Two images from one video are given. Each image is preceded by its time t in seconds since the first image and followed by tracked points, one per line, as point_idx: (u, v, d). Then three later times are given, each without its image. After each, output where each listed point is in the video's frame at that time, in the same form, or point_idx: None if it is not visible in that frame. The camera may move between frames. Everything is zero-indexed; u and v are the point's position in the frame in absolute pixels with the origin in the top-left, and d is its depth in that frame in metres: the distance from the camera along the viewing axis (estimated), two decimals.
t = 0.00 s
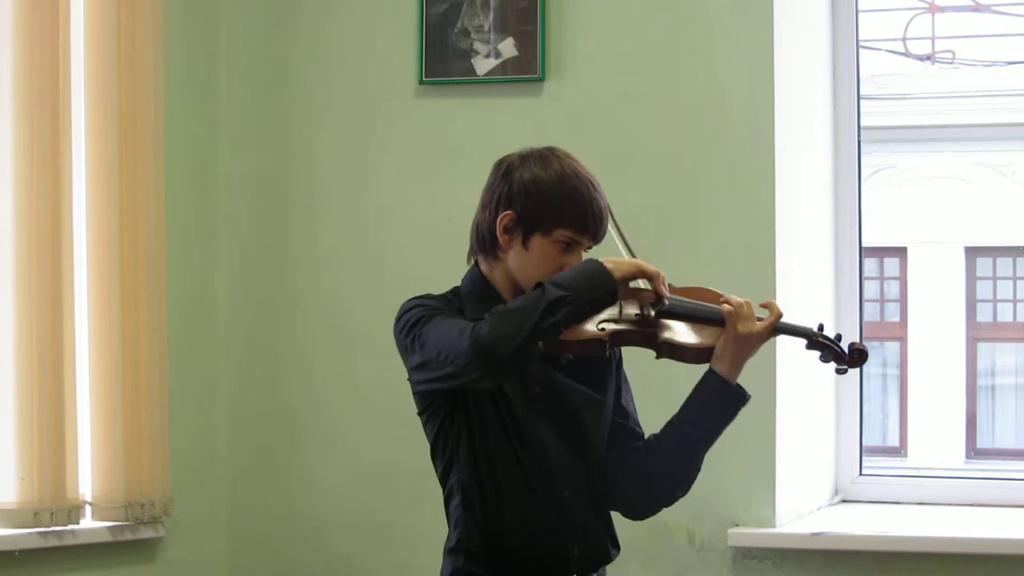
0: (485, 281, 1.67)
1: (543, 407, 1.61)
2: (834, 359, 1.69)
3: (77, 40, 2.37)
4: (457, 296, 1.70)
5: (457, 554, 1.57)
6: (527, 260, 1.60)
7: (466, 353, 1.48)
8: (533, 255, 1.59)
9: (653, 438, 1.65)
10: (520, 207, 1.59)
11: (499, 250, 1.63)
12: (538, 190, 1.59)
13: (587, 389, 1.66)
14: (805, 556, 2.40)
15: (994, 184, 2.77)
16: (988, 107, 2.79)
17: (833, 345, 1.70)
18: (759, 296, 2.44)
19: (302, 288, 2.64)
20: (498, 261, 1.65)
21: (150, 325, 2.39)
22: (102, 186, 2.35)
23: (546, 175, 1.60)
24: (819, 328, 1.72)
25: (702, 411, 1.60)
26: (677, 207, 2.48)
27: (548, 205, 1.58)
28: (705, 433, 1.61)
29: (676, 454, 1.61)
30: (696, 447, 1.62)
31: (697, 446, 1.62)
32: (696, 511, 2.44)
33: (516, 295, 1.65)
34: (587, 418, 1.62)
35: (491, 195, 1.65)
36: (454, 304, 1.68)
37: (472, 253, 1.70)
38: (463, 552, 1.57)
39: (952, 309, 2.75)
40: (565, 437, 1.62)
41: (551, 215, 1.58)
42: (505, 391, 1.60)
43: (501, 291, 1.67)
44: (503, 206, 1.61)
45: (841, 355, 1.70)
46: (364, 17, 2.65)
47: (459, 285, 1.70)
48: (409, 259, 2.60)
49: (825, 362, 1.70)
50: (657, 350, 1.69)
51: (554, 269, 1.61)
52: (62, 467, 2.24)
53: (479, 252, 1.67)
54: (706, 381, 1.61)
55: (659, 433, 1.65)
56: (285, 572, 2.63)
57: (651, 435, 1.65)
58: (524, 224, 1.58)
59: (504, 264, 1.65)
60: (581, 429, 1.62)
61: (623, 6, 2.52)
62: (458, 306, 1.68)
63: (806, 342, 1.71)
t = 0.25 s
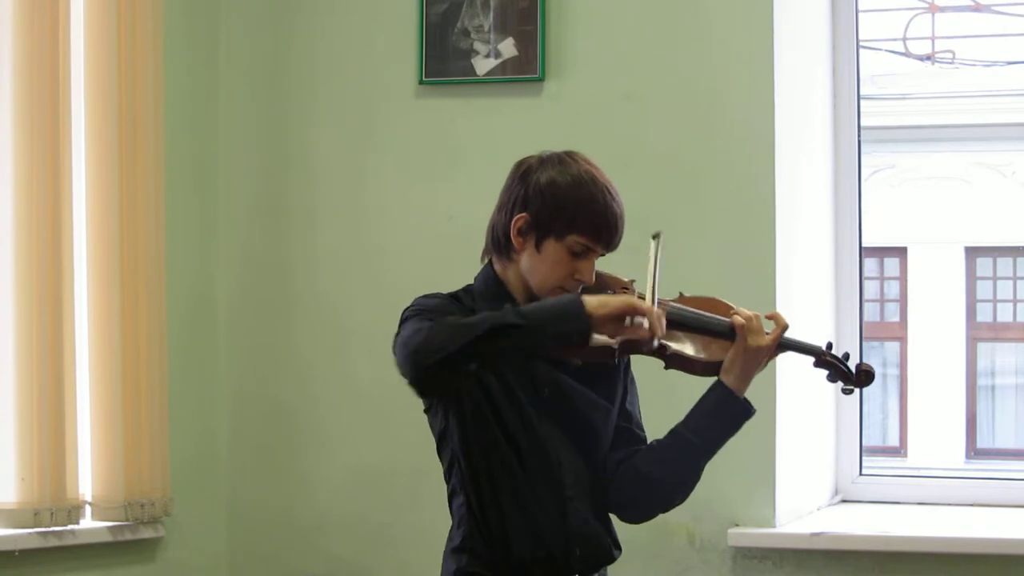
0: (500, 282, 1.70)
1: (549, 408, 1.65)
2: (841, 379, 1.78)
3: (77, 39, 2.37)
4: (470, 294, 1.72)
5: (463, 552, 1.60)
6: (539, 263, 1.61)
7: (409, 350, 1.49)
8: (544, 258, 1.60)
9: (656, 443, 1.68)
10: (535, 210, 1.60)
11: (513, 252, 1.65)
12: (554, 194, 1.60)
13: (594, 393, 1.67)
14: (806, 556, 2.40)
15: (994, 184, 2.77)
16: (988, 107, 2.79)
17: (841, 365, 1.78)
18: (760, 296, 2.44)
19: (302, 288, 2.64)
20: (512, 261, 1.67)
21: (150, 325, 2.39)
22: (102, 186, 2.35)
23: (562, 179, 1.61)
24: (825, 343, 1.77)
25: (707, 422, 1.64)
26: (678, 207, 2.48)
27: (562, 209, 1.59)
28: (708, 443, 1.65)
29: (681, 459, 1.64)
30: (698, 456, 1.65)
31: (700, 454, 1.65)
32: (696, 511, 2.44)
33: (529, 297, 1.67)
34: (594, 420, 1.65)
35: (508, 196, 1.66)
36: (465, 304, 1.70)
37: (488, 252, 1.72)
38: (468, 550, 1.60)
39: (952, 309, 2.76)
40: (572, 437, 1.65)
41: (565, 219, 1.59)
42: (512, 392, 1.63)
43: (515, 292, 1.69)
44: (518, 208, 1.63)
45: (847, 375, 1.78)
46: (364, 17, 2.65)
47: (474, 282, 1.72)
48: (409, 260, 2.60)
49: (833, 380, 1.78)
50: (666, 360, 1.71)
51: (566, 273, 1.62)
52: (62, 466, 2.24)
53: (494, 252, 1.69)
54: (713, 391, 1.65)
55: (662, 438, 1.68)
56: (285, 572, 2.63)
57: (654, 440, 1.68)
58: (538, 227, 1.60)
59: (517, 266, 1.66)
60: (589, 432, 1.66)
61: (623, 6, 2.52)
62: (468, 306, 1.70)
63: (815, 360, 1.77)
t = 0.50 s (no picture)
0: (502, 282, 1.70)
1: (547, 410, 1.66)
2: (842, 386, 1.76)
3: (77, 37, 2.37)
4: (472, 292, 1.74)
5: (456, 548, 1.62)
6: (538, 264, 1.61)
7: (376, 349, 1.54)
8: (543, 259, 1.60)
9: (654, 446, 1.68)
10: (536, 211, 1.61)
11: (515, 252, 1.65)
12: (556, 195, 1.61)
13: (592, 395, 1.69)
14: (806, 556, 2.40)
15: (994, 184, 2.77)
16: (988, 107, 2.79)
17: (841, 372, 1.76)
18: (760, 296, 2.44)
19: (302, 288, 2.64)
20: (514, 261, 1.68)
21: (150, 325, 2.39)
22: (102, 186, 2.35)
23: (565, 180, 1.62)
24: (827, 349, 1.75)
25: (706, 427, 1.65)
26: (677, 207, 2.48)
27: (563, 211, 1.59)
28: (706, 448, 1.65)
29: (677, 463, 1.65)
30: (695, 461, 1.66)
31: (698, 459, 1.66)
32: (696, 511, 2.44)
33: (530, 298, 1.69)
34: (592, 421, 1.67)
35: (512, 196, 1.67)
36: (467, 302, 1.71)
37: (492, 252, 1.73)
38: (459, 549, 1.61)
39: (952, 309, 2.75)
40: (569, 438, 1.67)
41: (566, 220, 1.59)
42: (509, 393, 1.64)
43: (516, 292, 1.70)
44: (520, 208, 1.63)
45: (848, 382, 1.76)
46: (364, 17, 2.65)
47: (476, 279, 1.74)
48: (409, 260, 2.60)
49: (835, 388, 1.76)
50: (664, 363, 1.71)
51: (564, 275, 1.60)
52: (62, 466, 2.24)
53: (496, 251, 1.70)
54: (713, 396, 1.66)
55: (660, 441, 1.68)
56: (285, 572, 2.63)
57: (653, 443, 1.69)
58: (539, 227, 1.60)
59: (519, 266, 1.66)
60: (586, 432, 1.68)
61: (623, 6, 2.52)
62: (467, 305, 1.71)
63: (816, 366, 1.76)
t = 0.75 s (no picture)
0: (484, 281, 1.68)
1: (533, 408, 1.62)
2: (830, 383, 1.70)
3: (77, 36, 2.37)
4: (457, 293, 1.71)
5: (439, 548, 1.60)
6: (521, 264, 1.61)
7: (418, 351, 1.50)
8: (526, 259, 1.61)
9: (639, 442, 1.65)
10: (518, 211, 1.61)
11: (497, 252, 1.65)
12: (538, 195, 1.60)
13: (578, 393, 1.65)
14: (805, 556, 2.40)
15: (994, 184, 2.77)
16: (988, 107, 2.79)
17: (830, 368, 1.71)
18: (760, 296, 2.44)
19: (302, 288, 2.64)
20: (498, 261, 1.66)
21: (150, 325, 2.39)
22: (102, 187, 2.35)
23: (548, 180, 1.61)
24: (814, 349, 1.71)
25: (689, 423, 1.61)
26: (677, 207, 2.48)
27: (545, 211, 1.59)
28: (690, 444, 1.62)
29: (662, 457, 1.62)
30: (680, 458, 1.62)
31: (682, 456, 1.62)
32: (696, 511, 2.44)
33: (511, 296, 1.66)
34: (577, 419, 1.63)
35: (495, 195, 1.66)
36: (450, 302, 1.69)
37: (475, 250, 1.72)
38: (443, 547, 1.59)
39: (952, 309, 2.76)
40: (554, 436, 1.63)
41: (548, 221, 1.59)
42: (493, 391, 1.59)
43: (501, 292, 1.67)
44: (503, 208, 1.63)
45: (837, 378, 1.71)
46: (364, 17, 2.65)
47: (460, 280, 1.71)
48: (409, 260, 2.60)
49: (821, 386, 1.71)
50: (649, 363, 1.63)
51: (547, 275, 1.62)
52: (62, 466, 2.24)
53: (481, 251, 1.69)
54: (697, 390, 1.62)
55: (646, 438, 1.65)
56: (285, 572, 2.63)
57: (638, 439, 1.66)
58: (521, 228, 1.60)
59: (501, 265, 1.66)
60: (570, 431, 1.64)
61: (623, 6, 2.52)
62: (453, 305, 1.68)
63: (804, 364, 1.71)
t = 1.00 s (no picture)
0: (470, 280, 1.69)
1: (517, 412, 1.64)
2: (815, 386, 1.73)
3: (77, 36, 2.37)
4: (442, 290, 1.71)
5: (422, 550, 1.60)
6: (505, 264, 1.61)
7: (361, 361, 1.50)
8: (510, 259, 1.60)
9: (623, 443, 1.68)
10: (502, 211, 1.61)
11: (482, 251, 1.66)
12: (523, 194, 1.60)
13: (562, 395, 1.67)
14: (805, 556, 2.40)
15: (994, 184, 2.77)
16: (988, 106, 2.79)
17: (816, 373, 1.74)
18: (760, 296, 2.44)
19: (302, 288, 2.64)
20: (483, 260, 1.66)
21: (150, 325, 2.39)
22: (102, 187, 2.35)
23: (532, 179, 1.61)
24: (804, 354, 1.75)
25: (674, 427, 1.65)
26: (677, 207, 2.48)
27: (529, 210, 1.59)
28: (673, 446, 1.66)
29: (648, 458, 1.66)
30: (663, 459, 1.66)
31: (665, 458, 1.66)
32: (696, 510, 2.44)
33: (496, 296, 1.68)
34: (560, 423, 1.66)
35: (481, 194, 1.67)
36: (436, 300, 1.69)
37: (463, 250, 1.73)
38: (427, 547, 1.60)
39: (952, 309, 2.75)
40: (539, 439, 1.65)
41: (532, 220, 1.59)
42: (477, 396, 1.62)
43: (485, 291, 1.69)
44: (488, 207, 1.64)
45: (822, 382, 1.73)
46: (364, 17, 2.65)
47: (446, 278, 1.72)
48: (409, 260, 2.60)
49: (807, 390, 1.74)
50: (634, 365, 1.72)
51: (531, 276, 1.61)
52: (62, 466, 2.24)
53: (467, 250, 1.70)
54: (681, 394, 1.66)
55: (630, 438, 1.69)
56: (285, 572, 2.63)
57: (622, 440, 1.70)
58: (505, 228, 1.60)
59: (486, 265, 1.66)
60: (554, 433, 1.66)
61: (623, 6, 2.52)
62: (437, 304, 1.68)
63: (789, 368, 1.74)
